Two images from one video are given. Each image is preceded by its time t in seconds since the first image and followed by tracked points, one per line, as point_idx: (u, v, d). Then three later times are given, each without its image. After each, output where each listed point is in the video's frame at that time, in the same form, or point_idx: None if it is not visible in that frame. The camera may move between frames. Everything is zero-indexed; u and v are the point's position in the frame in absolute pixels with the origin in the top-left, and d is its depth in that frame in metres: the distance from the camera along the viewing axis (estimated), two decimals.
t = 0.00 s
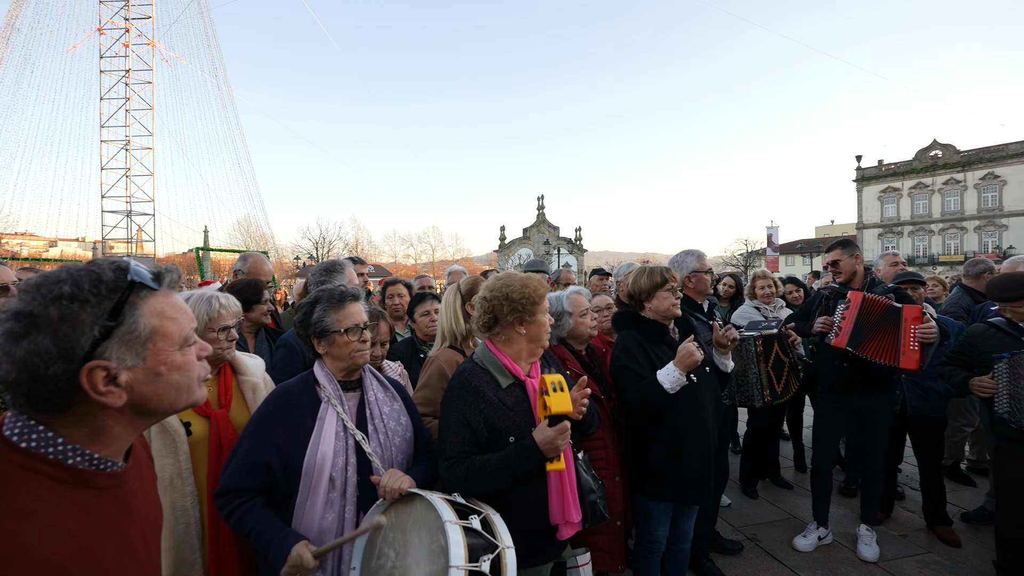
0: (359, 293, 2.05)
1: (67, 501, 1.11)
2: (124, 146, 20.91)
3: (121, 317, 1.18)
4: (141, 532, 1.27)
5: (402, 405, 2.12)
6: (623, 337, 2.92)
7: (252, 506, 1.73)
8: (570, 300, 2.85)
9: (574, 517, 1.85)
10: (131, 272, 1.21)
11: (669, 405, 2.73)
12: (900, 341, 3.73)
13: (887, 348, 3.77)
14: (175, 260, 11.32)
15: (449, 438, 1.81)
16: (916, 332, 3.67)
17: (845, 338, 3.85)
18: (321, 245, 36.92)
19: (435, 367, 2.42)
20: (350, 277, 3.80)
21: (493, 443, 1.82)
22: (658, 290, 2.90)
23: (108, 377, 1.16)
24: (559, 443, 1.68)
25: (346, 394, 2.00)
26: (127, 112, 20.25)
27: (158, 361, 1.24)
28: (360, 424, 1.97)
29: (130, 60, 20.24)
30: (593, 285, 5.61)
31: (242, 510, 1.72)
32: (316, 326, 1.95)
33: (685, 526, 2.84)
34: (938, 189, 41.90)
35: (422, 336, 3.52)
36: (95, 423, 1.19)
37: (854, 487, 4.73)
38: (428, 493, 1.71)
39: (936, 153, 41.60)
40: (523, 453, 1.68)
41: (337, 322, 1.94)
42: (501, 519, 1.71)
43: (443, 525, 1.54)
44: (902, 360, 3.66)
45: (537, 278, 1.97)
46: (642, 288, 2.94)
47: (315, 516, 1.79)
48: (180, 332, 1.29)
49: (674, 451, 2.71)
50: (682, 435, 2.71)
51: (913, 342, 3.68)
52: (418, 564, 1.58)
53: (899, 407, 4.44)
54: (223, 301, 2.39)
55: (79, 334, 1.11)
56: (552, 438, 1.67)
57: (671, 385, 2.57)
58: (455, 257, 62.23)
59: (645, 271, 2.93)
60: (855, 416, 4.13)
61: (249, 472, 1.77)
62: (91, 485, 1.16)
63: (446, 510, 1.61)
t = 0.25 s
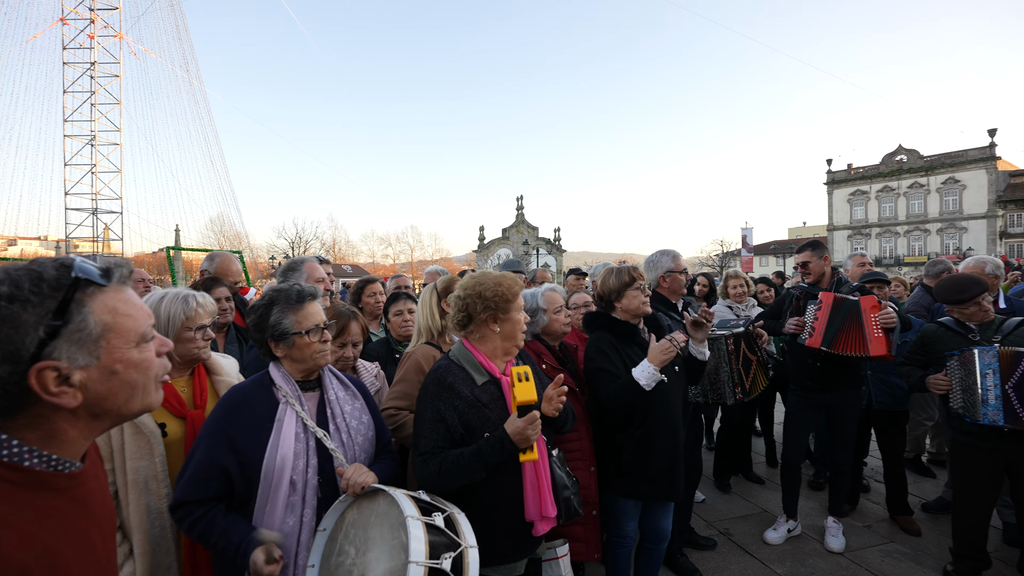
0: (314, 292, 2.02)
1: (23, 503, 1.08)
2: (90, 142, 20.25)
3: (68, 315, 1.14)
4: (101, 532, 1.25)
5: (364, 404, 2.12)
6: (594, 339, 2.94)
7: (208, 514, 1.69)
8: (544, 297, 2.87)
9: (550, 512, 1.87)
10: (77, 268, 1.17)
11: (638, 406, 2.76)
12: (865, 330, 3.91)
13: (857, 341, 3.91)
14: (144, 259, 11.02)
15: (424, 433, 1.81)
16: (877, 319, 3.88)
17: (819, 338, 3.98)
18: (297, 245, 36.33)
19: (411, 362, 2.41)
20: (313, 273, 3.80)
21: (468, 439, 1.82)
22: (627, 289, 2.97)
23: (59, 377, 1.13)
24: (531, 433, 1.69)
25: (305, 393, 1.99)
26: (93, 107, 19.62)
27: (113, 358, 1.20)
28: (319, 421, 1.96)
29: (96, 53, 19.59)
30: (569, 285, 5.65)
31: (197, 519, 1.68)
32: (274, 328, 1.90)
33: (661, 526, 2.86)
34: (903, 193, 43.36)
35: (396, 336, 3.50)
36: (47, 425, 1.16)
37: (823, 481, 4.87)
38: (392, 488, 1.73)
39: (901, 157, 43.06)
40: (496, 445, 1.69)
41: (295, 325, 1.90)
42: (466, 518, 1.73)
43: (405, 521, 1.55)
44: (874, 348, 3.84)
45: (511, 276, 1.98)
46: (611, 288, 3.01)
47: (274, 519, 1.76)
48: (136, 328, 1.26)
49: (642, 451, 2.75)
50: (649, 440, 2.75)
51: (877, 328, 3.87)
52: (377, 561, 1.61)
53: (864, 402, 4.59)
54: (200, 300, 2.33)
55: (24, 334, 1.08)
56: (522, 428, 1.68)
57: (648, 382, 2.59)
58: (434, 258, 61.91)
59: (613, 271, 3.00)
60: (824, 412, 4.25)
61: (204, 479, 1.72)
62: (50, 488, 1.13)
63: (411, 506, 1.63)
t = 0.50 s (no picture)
0: (266, 292, 1.99)
1: None
2: (51, 137, 19.51)
3: None
4: (29, 529, 1.24)
5: (320, 403, 2.13)
6: (569, 336, 2.98)
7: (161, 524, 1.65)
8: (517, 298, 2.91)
9: (522, 507, 1.90)
10: (10, 255, 1.19)
11: (613, 401, 2.81)
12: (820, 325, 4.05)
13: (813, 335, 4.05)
14: (110, 259, 10.68)
15: (396, 430, 1.83)
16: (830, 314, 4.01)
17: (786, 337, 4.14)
18: (270, 245, 35.63)
19: (389, 358, 2.42)
20: (279, 273, 3.70)
21: (440, 435, 1.84)
22: (593, 290, 3.08)
23: None
24: (504, 432, 1.70)
25: (257, 396, 1.97)
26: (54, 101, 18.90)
27: (29, 352, 1.21)
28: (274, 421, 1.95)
29: (57, 45, 18.87)
30: (545, 285, 5.71)
31: (149, 529, 1.63)
32: (223, 328, 1.86)
33: (627, 518, 2.96)
34: (868, 197, 44.87)
35: (370, 336, 3.48)
36: None
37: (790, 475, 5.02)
38: (352, 486, 1.74)
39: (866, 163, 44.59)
40: (468, 442, 1.71)
41: (246, 326, 1.88)
42: (429, 515, 1.74)
43: (366, 519, 1.55)
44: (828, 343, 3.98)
45: (482, 275, 2.00)
46: (581, 289, 3.12)
47: (232, 527, 1.74)
48: (62, 323, 1.27)
49: (615, 443, 2.81)
50: (622, 433, 2.81)
51: (831, 323, 4.01)
52: (337, 559, 1.60)
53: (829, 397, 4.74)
54: (169, 299, 2.26)
55: None
56: (496, 426, 1.69)
57: (623, 379, 2.64)
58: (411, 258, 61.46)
59: (585, 271, 3.10)
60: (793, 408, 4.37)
61: (149, 493, 1.66)
62: None
63: (372, 503, 1.63)
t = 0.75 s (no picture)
0: (208, 291, 1.89)
1: None
2: None
3: None
4: None
5: (268, 403, 2.11)
6: (537, 331, 3.03)
7: (82, 544, 1.55)
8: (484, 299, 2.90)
9: (488, 503, 1.91)
10: None
11: (574, 395, 2.87)
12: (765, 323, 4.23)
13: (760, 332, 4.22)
14: (63, 257, 10.20)
15: (361, 429, 1.82)
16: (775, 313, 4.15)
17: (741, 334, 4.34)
18: (235, 243, 34.64)
19: (363, 354, 2.38)
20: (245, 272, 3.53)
21: (406, 433, 1.84)
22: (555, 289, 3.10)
23: None
24: (470, 430, 1.70)
25: (201, 399, 1.90)
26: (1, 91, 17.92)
27: None
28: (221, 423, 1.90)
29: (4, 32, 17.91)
30: (514, 284, 5.73)
31: (71, 546, 1.54)
32: (160, 332, 1.75)
33: (593, 513, 3.01)
34: (828, 199, 46.54)
35: (338, 336, 3.43)
36: None
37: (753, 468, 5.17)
38: (304, 478, 1.77)
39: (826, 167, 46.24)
40: (434, 441, 1.71)
41: (187, 329, 1.78)
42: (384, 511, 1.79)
43: (316, 507, 1.59)
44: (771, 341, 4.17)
45: (450, 272, 1.99)
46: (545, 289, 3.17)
47: (178, 538, 1.68)
48: None
49: (575, 439, 2.86)
50: (584, 429, 2.87)
51: (774, 323, 4.17)
52: (285, 550, 1.64)
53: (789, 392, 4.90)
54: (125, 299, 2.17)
55: None
56: (461, 422, 1.69)
57: (580, 374, 2.70)
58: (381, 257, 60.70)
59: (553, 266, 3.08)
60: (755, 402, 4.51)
61: (78, 511, 1.55)
62: None
63: (322, 493, 1.68)
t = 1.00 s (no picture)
0: (144, 289, 1.81)
1: None
2: None
3: None
4: None
5: (213, 406, 2.03)
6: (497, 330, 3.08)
7: (4, 553, 1.48)
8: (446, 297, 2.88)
9: (452, 501, 1.89)
10: None
11: (529, 391, 2.92)
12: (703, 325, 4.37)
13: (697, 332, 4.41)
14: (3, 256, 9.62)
15: (322, 430, 1.78)
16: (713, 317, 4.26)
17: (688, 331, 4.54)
18: (193, 242, 33.37)
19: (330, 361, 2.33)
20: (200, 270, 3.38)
21: (368, 433, 1.81)
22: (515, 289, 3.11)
23: None
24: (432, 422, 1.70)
25: (137, 405, 1.82)
26: None
27: None
28: (159, 429, 1.83)
29: None
30: (480, 283, 5.72)
31: None
32: (90, 334, 1.65)
33: (564, 517, 2.98)
34: (786, 202, 48.30)
35: (296, 336, 3.33)
36: None
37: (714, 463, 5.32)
38: (252, 489, 1.74)
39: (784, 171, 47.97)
40: (394, 435, 1.68)
41: (123, 330, 1.70)
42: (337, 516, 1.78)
43: (271, 519, 1.56)
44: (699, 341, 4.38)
45: (413, 270, 1.98)
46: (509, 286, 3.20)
47: (113, 551, 1.64)
48: None
49: (533, 435, 2.91)
50: (540, 425, 2.90)
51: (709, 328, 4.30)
52: (236, 564, 1.60)
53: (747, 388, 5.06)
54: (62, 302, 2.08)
55: None
56: (422, 415, 1.68)
57: (533, 369, 2.79)
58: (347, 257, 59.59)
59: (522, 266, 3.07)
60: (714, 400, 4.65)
61: None
62: None
63: (275, 505, 1.64)
